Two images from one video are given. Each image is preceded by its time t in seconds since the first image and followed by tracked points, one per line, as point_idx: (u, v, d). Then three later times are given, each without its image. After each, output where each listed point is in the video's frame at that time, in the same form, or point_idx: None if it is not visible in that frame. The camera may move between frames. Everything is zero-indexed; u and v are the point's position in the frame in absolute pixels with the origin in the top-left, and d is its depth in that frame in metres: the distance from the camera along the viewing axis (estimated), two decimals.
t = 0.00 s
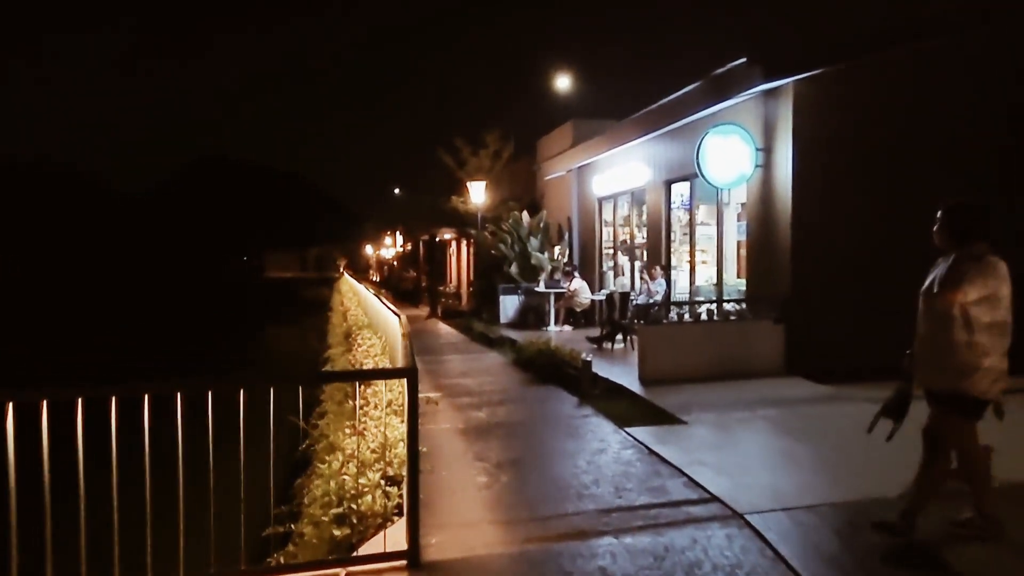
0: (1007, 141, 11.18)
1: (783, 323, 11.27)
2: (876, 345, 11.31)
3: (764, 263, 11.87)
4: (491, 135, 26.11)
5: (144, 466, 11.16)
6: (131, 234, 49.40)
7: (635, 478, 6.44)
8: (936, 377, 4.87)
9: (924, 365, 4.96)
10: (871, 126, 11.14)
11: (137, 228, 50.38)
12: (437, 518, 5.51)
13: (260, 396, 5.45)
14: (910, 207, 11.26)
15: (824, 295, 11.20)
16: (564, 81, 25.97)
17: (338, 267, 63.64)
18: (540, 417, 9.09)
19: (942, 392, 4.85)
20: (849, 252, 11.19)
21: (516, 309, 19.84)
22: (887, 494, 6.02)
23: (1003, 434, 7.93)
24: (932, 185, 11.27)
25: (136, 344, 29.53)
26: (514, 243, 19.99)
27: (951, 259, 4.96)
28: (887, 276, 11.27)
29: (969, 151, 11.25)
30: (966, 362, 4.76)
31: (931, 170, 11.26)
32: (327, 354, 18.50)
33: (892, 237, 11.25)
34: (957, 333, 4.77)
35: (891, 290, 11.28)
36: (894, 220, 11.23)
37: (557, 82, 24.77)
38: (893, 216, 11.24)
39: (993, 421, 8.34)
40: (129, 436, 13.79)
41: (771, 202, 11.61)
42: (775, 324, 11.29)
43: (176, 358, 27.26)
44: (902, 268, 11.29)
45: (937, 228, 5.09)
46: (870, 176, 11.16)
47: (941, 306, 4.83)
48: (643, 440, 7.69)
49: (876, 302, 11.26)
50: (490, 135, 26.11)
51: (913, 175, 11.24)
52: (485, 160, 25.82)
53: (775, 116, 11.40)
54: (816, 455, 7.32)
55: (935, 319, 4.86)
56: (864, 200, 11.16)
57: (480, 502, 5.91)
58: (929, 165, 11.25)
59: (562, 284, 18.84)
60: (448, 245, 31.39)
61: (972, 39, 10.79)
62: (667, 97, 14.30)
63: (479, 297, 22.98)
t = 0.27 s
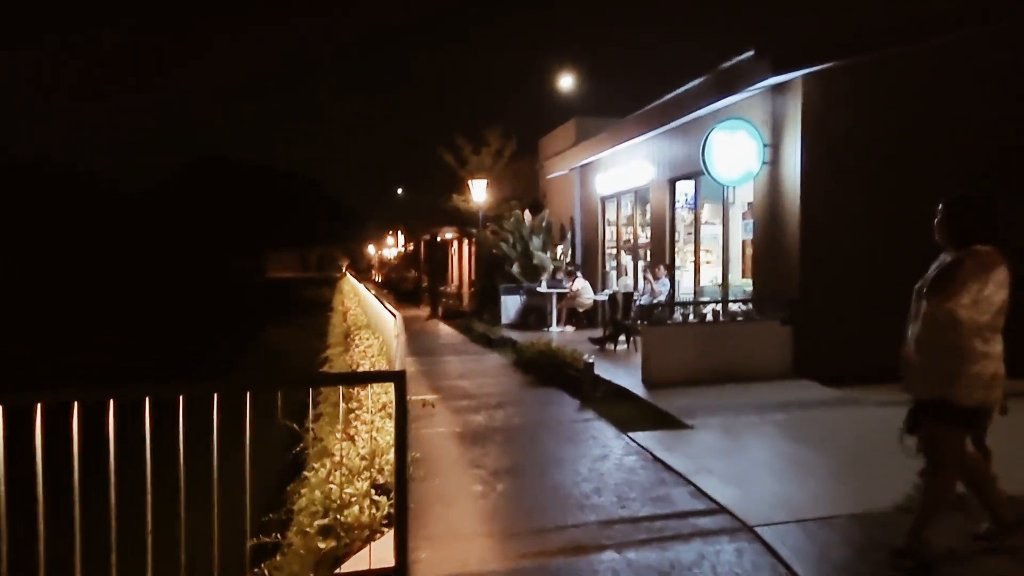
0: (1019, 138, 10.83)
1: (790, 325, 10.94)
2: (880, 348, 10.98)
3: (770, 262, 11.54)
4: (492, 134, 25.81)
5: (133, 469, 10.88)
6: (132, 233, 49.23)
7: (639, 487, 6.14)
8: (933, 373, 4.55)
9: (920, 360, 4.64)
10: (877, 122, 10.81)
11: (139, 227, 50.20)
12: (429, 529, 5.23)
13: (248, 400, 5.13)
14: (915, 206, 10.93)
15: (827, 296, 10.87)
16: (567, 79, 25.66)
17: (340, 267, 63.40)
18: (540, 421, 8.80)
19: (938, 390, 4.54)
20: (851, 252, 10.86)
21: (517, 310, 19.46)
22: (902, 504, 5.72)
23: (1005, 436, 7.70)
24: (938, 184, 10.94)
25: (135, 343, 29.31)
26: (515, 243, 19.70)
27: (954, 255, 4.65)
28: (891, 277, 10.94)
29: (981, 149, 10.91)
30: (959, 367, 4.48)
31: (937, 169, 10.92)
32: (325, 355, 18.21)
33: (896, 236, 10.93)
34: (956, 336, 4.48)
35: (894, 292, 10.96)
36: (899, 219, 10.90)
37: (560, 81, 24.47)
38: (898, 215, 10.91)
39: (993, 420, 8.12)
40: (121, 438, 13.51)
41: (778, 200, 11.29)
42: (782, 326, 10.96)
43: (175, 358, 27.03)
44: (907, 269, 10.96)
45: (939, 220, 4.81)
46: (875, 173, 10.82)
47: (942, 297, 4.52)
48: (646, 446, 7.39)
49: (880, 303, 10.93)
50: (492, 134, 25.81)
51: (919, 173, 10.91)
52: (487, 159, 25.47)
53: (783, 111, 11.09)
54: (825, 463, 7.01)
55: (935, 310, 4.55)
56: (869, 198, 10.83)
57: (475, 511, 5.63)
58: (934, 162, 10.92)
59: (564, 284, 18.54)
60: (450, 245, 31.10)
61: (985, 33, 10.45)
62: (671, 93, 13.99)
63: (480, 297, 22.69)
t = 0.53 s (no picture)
0: None
1: (799, 327, 10.62)
2: (890, 350, 10.65)
3: (779, 262, 11.21)
4: (494, 131, 25.46)
5: (124, 475, 10.60)
6: (134, 232, 48.98)
7: (645, 500, 5.84)
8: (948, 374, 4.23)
9: (926, 360, 4.34)
10: (885, 118, 10.46)
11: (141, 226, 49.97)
12: (423, 547, 4.96)
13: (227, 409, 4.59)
14: (925, 204, 10.58)
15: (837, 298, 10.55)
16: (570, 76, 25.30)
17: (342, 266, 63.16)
18: (541, 427, 8.49)
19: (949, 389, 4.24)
20: (860, 253, 10.52)
21: (520, 310, 19.13)
22: (920, 518, 5.44)
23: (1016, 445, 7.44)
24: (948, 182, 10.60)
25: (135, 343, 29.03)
26: (518, 242, 19.40)
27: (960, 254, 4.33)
28: (897, 277, 10.60)
29: (995, 146, 10.58)
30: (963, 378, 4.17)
31: (947, 166, 10.58)
32: (324, 356, 17.91)
33: (908, 235, 10.58)
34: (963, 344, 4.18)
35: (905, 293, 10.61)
36: (908, 219, 10.56)
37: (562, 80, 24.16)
38: (908, 214, 10.57)
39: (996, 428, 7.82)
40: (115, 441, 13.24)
41: (787, 197, 10.97)
42: (791, 328, 10.64)
43: (175, 359, 26.77)
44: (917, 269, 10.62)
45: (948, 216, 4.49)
46: (884, 171, 10.49)
47: (956, 293, 4.21)
48: (651, 454, 7.08)
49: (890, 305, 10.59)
50: (494, 131, 25.46)
51: (929, 171, 10.58)
52: (488, 157, 25.12)
53: (792, 106, 10.76)
54: (837, 472, 6.72)
55: (942, 309, 4.24)
56: (878, 196, 10.50)
57: (472, 527, 5.36)
58: (945, 159, 10.57)
59: (567, 284, 18.23)
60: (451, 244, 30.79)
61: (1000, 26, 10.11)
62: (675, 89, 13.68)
63: (482, 297, 22.38)
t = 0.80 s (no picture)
0: None
1: (812, 328, 10.28)
2: (904, 352, 10.32)
3: (791, 261, 10.88)
4: (496, 130, 25.14)
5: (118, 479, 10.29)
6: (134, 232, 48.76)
7: (658, 511, 5.52)
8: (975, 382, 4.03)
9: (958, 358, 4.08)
10: (897, 113, 10.13)
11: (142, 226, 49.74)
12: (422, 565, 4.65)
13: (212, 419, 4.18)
14: (939, 202, 10.25)
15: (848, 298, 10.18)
16: (573, 75, 24.98)
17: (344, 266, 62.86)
18: (548, 433, 8.17)
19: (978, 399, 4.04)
20: (872, 251, 10.19)
21: (523, 310, 19.01)
22: (950, 531, 5.12)
23: None
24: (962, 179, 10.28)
25: (134, 344, 28.79)
26: (521, 242, 19.11)
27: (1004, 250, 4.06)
28: (914, 276, 10.25)
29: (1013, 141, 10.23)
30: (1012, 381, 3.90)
31: (961, 163, 10.25)
32: (324, 357, 17.61)
33: (920, 234, 10.25)
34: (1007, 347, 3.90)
35: (917, 293, 10.28)
36: (920, 217, 10.23)
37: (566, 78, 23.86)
38: (921, 212, 10.24)
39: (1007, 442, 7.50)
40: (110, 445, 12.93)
41: (799, 194, 10.64)
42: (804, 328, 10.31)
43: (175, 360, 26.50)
44: (930, 269, 10.28)
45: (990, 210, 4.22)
46: (896, 167, 10.16)
47: (994, 301, 3.97)
48: (664, 462, 6.75)
49: (903, 306, 10.26)
50: (496, 130, 25.14)
51: (943, 167, 10.26)
52: (490, 155, 24.80)
53: (804, 100, 10.44)
54: (858, 480, 6.40)
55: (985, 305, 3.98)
56: (889, 193, 10.16)
57: (475, 542, 5.04)
58: (959, 156, 10.25)
59: (571, 284, 17.92)
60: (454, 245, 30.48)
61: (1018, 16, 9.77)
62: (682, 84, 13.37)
63: (484, 297, 22.06)
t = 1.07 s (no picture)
0: None
1: (825, 331, 9.98)
2: (918, 357, 10.01)
3: (802, 262, 10.57)
4: (497, 129, 24.83)
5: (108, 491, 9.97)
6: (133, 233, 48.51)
7: (673, 530, 5.23)
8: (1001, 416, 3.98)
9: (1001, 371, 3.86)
10: (905, 111, 9.83)
11: (140, 228, 49.43)
12: None
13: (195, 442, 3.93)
14: (947, 203, 9.96)
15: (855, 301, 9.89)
16: (574, 76, 24.67)
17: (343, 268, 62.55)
18: (552, 442, 7.85)
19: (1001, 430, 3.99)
20: (883, 254, 9.88)
21: (524, 313, 18.83)
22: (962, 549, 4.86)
23: None
24: (970, 179, 9.98)
25: (132, 346, 28.61)
26: (522, 243, 18.83)
27: None
28: (926, 279, 9.96)
29: None
30: None
31: (969, 163, 9.96)
32: (322, 361, 17.30)
33: (928, 236, 9.95)
34: None
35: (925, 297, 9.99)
36: (933, 218, 9.94)
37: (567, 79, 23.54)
38: (930, 214, 9.94)
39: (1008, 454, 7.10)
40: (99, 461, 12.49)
41: (810, 193, 10.33)
42: (819, 332, 9.98)
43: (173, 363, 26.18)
44: (938, 272, 9.99)
45: None
46: (904, 166, 9.85)
47: (1015, 334, 3.94)
48: (675, 475, 6.44)
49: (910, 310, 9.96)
50: (496, 130, 24.84)
51: (956, 167, 9.96)
52: (491, 156, 24.49)
53: (815, 97, 10.13)
54: (881, 492, 6.11)
55: None
56: (897, 193, 9.86)
57: (477, 564, 4.76)
58: (967, 156, 9.96)
59: (574, 286, 17.62)
60: (454, 246, 30.20)
61: None
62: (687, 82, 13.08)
63: (485, 299, 21.76)
